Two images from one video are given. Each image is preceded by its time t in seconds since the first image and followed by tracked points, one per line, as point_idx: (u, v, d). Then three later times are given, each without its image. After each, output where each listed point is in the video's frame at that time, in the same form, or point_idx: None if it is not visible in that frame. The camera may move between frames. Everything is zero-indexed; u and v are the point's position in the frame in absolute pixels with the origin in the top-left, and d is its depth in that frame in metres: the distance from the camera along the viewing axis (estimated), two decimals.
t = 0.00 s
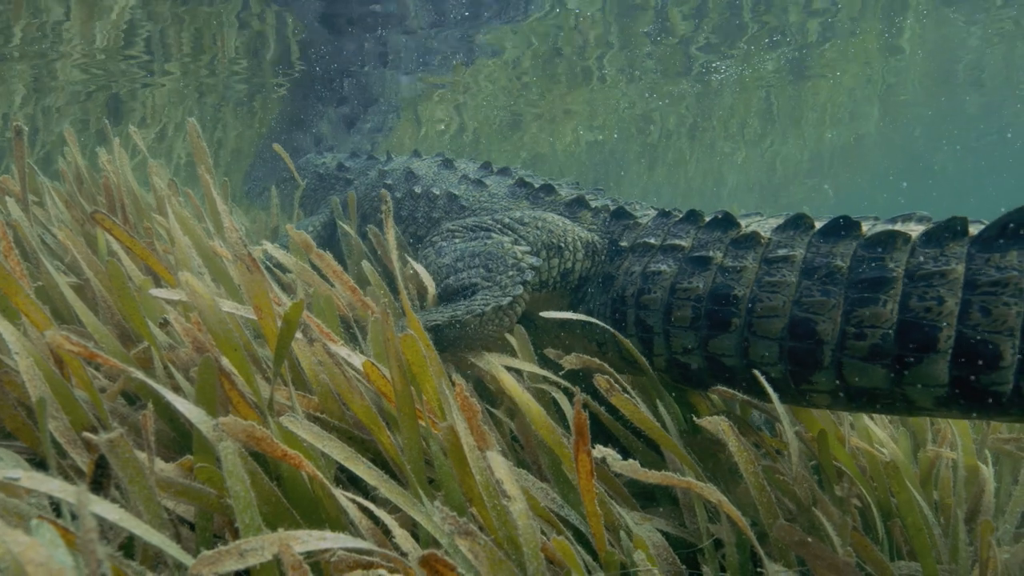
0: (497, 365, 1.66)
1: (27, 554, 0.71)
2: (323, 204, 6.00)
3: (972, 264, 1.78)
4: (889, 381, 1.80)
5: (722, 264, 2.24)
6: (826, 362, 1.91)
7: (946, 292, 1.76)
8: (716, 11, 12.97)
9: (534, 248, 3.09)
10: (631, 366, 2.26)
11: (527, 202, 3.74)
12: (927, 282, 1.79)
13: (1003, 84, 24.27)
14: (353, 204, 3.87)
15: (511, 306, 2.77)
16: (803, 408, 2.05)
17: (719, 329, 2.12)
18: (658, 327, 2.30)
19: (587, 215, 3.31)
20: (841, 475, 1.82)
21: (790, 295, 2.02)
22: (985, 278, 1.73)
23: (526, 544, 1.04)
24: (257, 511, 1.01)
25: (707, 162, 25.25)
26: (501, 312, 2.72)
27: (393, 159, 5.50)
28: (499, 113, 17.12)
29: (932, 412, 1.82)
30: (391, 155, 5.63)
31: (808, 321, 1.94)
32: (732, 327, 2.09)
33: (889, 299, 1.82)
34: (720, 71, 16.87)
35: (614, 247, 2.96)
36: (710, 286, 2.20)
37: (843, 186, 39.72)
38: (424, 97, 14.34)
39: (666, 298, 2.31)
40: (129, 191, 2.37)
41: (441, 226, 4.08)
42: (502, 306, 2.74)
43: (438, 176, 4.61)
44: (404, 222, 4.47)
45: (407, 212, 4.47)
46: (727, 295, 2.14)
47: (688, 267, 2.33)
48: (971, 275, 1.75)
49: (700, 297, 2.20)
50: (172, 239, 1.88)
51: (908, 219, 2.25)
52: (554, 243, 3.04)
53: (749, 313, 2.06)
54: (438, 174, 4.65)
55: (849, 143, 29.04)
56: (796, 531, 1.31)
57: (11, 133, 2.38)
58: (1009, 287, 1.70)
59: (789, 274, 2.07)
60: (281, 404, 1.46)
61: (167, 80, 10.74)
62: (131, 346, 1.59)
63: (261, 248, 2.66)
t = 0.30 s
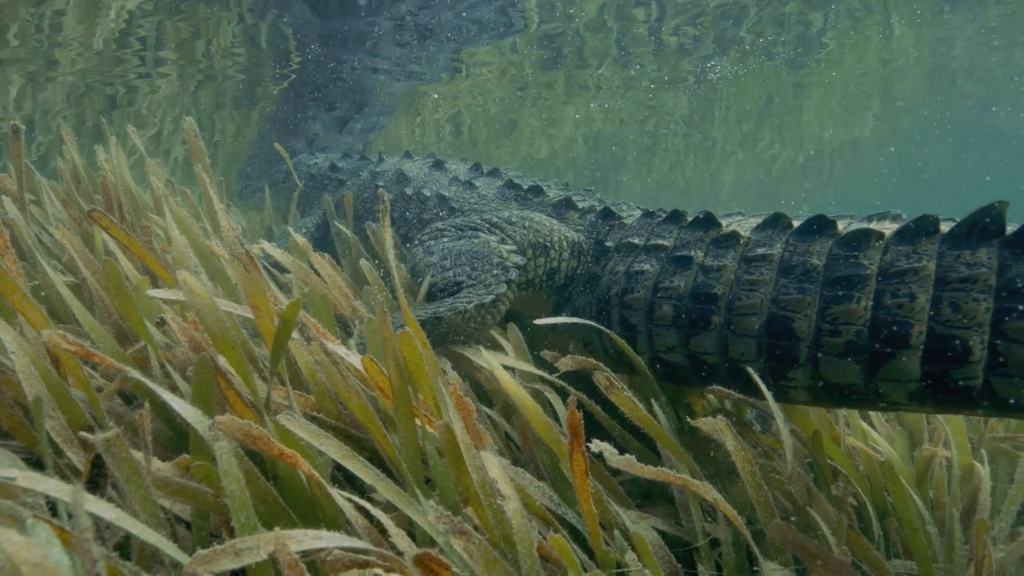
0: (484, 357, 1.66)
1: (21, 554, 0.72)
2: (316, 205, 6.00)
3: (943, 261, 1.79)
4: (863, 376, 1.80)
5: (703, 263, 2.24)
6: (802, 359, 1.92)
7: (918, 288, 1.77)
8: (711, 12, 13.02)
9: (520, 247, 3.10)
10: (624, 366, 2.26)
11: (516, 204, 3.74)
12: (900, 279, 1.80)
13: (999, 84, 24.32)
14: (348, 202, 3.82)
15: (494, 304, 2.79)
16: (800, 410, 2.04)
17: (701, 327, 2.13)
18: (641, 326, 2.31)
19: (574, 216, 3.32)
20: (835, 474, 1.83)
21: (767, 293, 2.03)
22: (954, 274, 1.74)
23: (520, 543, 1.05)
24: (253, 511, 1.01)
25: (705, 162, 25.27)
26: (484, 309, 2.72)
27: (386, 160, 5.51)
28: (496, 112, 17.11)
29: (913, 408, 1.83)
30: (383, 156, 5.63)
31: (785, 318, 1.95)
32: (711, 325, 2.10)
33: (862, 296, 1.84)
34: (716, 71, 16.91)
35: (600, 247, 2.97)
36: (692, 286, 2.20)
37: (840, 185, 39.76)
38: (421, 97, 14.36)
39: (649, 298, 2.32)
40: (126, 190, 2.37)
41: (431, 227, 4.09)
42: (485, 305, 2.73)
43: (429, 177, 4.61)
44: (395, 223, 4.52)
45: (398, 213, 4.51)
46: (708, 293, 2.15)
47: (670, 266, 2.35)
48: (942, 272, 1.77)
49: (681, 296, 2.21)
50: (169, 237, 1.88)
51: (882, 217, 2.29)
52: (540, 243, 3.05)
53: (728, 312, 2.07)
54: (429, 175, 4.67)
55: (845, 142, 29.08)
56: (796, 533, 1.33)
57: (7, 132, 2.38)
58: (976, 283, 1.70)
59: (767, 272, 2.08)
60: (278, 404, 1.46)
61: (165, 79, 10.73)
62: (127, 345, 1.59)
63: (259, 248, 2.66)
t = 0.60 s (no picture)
0: (474, 350, 1.66)
1: (17, 557, 0.72)
2: (308, 207, 6.00)
3: (912, 258, 1.80)
4: (838, 372, 1.82)
5: (683, 263, 2.26)
6: (777, 356, 1.93)
7: (887, 285, 1.78)
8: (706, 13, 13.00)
9: (506, 248, 3.11)
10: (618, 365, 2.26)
11: (504, 207, 3.75)
12: (871, 275, 1.82)
13: (995, 84, 24.33)
14: (342, 202, 3.81)
15: (476, 305, 2.83)
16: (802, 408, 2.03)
17: (679, 326, 2.15)
18: (623, 326, 2.33)
19: (561, 218, 3.33)
20: (831, 474, 1.83)
21: (744, 292, 2.04)
22: (922, 271, 1.75)
23: (516, 544, 1.04)
24: (248, 511, 1.02)
25: (702, 162, 25.26)
26: (465, 309, 2.79)
27: (377, 162, 5.51)
28: (493, 112, 17.09)
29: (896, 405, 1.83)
30: (375, 159, 5.62)
31: (761, 316, 1.97)
32: (691, 324, 2.12)
33: (835, 292, 1.85)
34: (711, 72, 16.90)
35: (585, 249, 2.98)
36: (671, 285, 2.22)
37: (837, 185, 39.78)
38: (417, 97, 14.34)
39: (631, 298, 2.34)
40: (123, 191, 2.36)
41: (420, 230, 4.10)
42: (467, 305, 2.80)
43: (420, 181, 4.62)
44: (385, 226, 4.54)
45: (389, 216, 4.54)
46: (686, 292, 2.17)
47: (652, 266, 2.37)
48: (911, 268, 1.78)
49: (662, 295, 2.23)
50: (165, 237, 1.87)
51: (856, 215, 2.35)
52: (526, 244, 3.07)
53: (706, 310, 2.09)
54: (419, 178, 4.68)
55: (842, 142, 29.10)
56: (792, 532, 1.34)
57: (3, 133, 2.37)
58: (944, 279, 1.71)
59: (744, 271, 2.10)
60: (275, 404, 1.47)
61: (161, 79, 10.71)
62: (124, 347, 1.58)
63: (257, 249, 2.66)
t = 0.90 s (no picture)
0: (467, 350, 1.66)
1: (12, 562, 0.72)
2: (300, 210, 6.01)
3: (886, 256, 1.86)
4: (816, 368, 1.88)
5: (666, 264, 2.31)
6: (759, 355, 1.98)
7: (863, 283, 1.85)
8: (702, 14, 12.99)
9: (494, 250, 3.14)
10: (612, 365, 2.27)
11: (493, 210, 3.77)
12: (847, 274, 1.88)
13: (992, 84, 24.37)
14: (338, 203, 3.82)
15: (462, 306, 2.85)
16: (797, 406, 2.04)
17: (662, 325, 2.20)
18: (609, 326, 2.37)
19: (549, 220, 3.37)
20: (828, 473, 1.84)
21: (725, 291, 2.10)
22: (896, 268, 1.82)
23: (511, 545, 1.04)
24: (245, 514, 1.02)
25: (698, 161, 25.25)
26: (451, 311, 2.81)
27: (369, 166, 5.52)
28: (490, 113, 17.07)
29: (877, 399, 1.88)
30: (366, 161, 5.63)
31: (742, 314, 2.02)
32: (674, 324, 2.16)
33: (812, 291, 1.91)
34: (708, 72, 16.88)
35: (572, 251, 3.01)
36: (655, 286, 2.27)
37: (833, 185, 39.80)
38: (413, 98, 14.32)
39: (616, 299, 2.38)
40: (120, 193, 2.36)
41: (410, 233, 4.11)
42: (452, 307, 2.82)
43: (411, 184, 4.63)
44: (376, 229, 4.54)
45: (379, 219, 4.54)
46: (670, 293, 2.21)
47: (636, 267, 2.42)
48: (885, 266, 1.84)
49: (645, 296, 2.28)
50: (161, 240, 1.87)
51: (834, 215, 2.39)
52: (513, 246, 3.10)
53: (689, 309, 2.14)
54: (411, 182, 4.68)
55: (839, 142, 29.13)
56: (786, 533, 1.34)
57: None
58: (917, 277, 1.78)
59: (724, 271, 2.15)
60: (273, 406, 1.47)
61: (157, 80, 10.68)
62: (121, 349, 1.58)
63: (254, 250, 2.66)
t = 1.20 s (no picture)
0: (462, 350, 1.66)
1: (8, 566, 0.72)
2: (293, 214, 6.02)
3: (862, 255, 1.88)
4: (796, 367, 1.89)
5: (651, 266, 2.34)
6: (740, 354, 2.00)
7: (840, 282, 1.87)
8: (697, 16, 13.03)
9: (482, 254, 3.15)
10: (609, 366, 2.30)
11: (484, 214, 3.79)
12: (824, 273, 1.90)
13: (988, 85, 24.42)
14: (336, 204, 3.85)
15: (448, 309, 2.87)
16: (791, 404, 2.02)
17: (647, 327, 2.23)
18: (595, 327, 2.39)
19: (538, 224, 3.39)
20: (825, 475, 1.84)
21: (707, 291, 2.13)
22: (872, 267, 1.83)
23: (507, 548, 1.04)
24: (241, 518, 1.02)
25: (695, 162, 25.26)
26: (436, 315, 2.81)
27: (361, 171, 5.53)
28: (487, 115, 17.07)
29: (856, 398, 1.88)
30: (358, 166, 5.65)
31: (723, 315, 2.05)
32: (658, 324, 2.19)
33: (792, 291, 1.94)
34: (704, 74, 16.92)
35: (560, 255, 3.03)
36: (640, 287, 2.30)
37: (831, 186, 39.85)
38: (408, 102, 14.34)
39: (602, 300, 2.41)
40: (117, 197, 2.36)
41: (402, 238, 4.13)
42: (437, 311, 2.81)
43: (402, 189, 4.65)
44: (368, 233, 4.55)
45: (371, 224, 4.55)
46: (655, 294, 2.24)
47: (620, 268, 2.44)
48: (861, 265, 1.86)
49: (630, 297, 2.31)
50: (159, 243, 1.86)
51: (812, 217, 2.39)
52: (502, 249, 3.12)
53: (672, 310, 2.16)
54: (402, 187, 4.69)
55: (836, 143, 29.17)
56: (783, 536, 1.36)
57: None
58: (893, 275, 1.79)
59: (707, 272, 2.18)
60: (270, 409, 1.46)
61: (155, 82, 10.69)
62: (118, 353, 1.58)
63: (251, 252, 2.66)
